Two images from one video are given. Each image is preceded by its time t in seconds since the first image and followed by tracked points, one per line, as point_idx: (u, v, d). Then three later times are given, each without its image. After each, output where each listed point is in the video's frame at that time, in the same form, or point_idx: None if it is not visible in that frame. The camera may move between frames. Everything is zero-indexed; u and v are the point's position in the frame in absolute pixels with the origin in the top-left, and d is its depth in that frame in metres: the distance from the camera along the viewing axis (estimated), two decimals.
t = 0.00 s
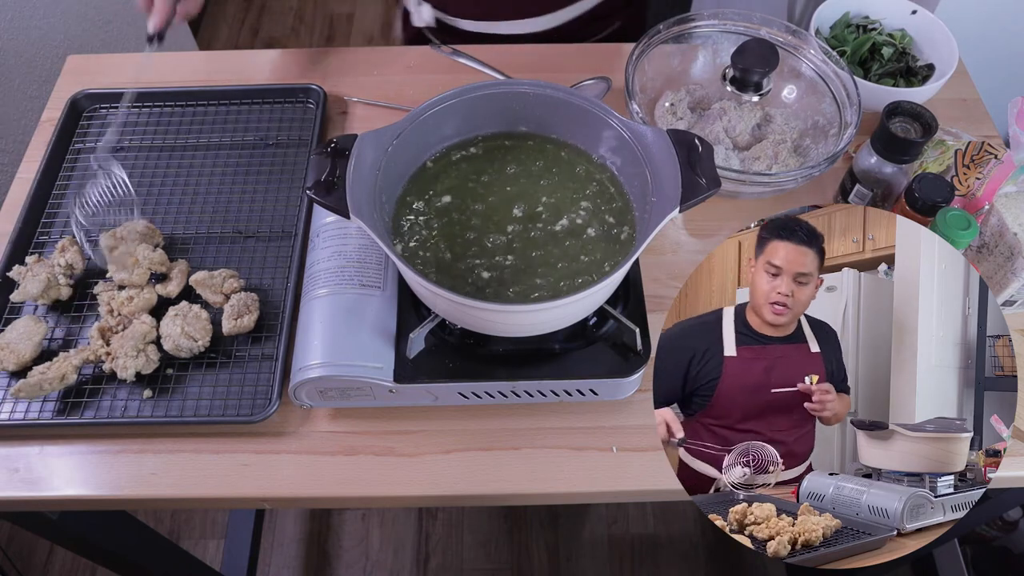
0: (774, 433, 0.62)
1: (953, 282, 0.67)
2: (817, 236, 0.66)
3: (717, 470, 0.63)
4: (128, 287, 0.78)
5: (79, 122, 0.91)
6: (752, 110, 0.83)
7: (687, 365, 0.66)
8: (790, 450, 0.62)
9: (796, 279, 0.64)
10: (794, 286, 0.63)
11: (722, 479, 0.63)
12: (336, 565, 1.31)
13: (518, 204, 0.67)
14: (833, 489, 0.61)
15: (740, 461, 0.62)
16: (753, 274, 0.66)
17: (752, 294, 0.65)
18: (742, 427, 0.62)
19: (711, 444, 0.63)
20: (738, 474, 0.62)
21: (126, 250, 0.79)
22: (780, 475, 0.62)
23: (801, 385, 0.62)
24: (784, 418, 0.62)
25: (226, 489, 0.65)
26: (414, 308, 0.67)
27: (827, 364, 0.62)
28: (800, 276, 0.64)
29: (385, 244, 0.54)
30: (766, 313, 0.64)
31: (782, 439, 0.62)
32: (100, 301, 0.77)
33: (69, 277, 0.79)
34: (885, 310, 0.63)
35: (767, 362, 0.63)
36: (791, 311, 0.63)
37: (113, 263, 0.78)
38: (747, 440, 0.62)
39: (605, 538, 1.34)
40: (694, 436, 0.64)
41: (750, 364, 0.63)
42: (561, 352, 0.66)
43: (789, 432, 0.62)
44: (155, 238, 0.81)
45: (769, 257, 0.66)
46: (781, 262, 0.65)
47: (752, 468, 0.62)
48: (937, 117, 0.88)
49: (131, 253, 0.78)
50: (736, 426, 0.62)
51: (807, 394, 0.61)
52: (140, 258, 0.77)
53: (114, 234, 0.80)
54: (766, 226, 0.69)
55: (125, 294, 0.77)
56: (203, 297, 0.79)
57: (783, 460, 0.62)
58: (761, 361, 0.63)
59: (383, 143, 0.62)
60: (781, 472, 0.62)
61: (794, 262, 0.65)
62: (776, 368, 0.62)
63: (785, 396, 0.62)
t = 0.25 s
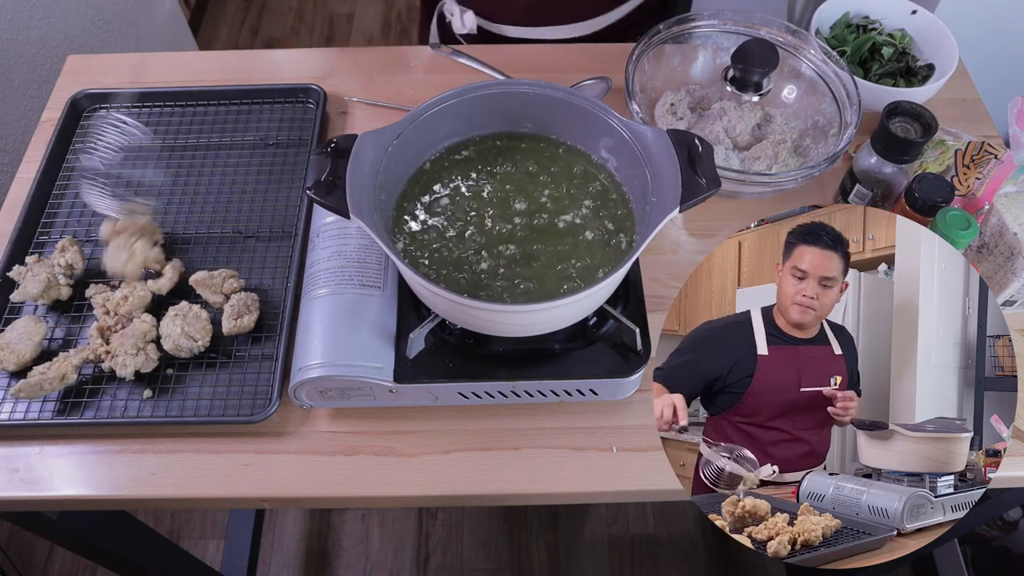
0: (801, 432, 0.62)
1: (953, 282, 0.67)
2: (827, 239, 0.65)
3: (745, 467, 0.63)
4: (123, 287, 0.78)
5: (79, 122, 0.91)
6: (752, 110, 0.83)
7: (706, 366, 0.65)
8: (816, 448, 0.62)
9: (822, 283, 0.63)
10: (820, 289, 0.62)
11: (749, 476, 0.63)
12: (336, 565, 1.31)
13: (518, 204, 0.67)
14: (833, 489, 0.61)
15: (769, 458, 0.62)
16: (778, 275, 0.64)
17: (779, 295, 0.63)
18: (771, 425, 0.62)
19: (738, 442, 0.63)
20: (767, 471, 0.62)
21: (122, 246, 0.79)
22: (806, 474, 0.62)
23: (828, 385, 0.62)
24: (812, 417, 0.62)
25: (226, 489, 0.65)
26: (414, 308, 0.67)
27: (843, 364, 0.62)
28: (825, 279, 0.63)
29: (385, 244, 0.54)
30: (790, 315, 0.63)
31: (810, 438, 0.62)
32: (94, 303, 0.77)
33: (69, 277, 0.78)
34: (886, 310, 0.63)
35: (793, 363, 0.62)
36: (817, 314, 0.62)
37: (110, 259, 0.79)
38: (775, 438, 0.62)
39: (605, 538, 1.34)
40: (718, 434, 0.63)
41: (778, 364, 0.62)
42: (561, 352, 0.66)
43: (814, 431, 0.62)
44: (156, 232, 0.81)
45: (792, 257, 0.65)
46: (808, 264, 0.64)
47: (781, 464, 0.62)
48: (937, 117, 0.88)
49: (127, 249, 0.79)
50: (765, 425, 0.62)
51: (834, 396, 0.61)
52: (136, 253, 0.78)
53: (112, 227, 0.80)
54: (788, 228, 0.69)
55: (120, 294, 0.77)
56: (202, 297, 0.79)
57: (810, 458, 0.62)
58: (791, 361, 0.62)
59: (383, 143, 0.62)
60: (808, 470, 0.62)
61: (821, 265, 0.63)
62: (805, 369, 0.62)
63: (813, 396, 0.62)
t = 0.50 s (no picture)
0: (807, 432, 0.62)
1: (953, 282, 0.67)
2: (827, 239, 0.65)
3: (749, 466, 0.62)
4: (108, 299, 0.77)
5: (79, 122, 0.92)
6: (752, 110, 0.83)
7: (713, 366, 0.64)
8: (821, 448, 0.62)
9: (828, 282, 0.63)
10: (824, 289, 0.62)
11: (752, 476, 0.62)
12: (336, 565, 1.31)
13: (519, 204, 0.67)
14: (834, 489, 0.61)
15: (774, 457, 0.62)
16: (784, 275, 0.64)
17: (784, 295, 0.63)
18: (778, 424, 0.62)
19: (745, 442, 0.62)
20: (771, 470, 0.62)
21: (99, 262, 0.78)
22: (810, 474, 0.62)
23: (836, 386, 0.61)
24: (818, 418, 0.61)
25: (226, 489, 0.65)
26: (414, 308, 0.67)
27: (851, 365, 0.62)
28: (830, 279, 0.63)
29: (385, 244, 0.54)
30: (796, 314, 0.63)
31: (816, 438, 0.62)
32: (83, 318, 0.75)
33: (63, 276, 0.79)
34: (886, 311, 0.63)
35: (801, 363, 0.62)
36: (822, 314, 0.62)
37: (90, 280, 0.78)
38: (781, 437, 0.62)
39: (605, 537, 1.34)
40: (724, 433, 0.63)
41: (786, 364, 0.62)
42: (561, 352, 0.66)
43: (820, 431, 0.62)
44: (141, 242, 0.81)
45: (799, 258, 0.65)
46: (813, 265, 0.64)
47: (786, 463, 0.62)
48: (937, 117, 0.88)
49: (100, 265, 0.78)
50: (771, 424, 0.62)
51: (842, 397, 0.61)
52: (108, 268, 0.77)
53: (94, 249, 0.80)
54: (788, 228, 0.69)
55: (108, 306, 0.75)
56: (201, 297, 0.78)
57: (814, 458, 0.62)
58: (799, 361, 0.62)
59: (383, 143, 0.62)
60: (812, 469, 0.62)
61: (827, 266, 0.63)
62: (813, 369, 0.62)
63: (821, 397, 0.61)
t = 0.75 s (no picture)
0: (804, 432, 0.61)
1: (953, 282, 0.67)
2: (826, 237, 0.66)
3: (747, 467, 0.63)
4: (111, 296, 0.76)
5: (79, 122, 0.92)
6: (752, 110, 0.83)
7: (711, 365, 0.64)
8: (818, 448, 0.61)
9: (829, 281, 0.63)
10: (825, 288, 0.63)
11: (750, 476, 0.63)
12: (336, 565, 1.31)
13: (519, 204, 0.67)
14: (833, 489, 0.61)
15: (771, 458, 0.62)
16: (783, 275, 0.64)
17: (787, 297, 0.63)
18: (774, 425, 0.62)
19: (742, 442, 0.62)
20: (768, 470, 0.62)
21: (103, 259, 0.77)
22: (808, 474, 0.62)
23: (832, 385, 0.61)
24: (816, 418, 0.61)
25: (227, 489, 0.65)
26: (414, 308, 0.67)
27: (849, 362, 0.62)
28: (831, 277, 0.63)
29: (385, 244, 0.54)
30: (800, 316, 0.63)
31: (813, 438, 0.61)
32: (83, 317, 0.75)
33: (63, 276, 0.79)
34: (886, 311, 0.63)
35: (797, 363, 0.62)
36: (822, 313, 0.62)
37: (93, 274, 0.77)
38: (778, 437, 0.62)
39: (605, 537, 1.34)
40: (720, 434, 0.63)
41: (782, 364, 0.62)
42: (561, 352, 0.66)
43: (818, 431, 0.61)
44: (148, 242, 0.81)
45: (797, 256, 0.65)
46: (813, 263, 0.64)
47: (783, 464, 0.62)
48: (937, 117, 0.88)
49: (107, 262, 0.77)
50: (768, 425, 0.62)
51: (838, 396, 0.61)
52: (113, 267, 0.76)
53: (96, 243, 0.79)
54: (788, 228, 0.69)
55: (108, 305, 0.75)
56: (201, 297, 0.78)
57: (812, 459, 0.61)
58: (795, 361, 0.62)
59: (383, 142, 0.62)
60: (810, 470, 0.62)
61: (825, 263, 0.63)
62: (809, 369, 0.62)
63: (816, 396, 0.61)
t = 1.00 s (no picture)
0: (796, 430, 0.62)
1: (953, 282, 0.67)
2: (822, 237, 0.67)
3: (740, 466, 0.63)
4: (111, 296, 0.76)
5: (79, 123, 0.92)
6: (752, 110, 0.83)
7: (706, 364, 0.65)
8: (813, 447, 0.62)
9: (830, 280, 0.64)
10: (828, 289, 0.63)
11: (744, 476, 0.63)
12: (336, 565, 1.31)
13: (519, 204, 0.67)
14: (833, 489, 0.61)
15: (764, 457, 0.63)
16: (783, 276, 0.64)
17: (794, 300, 0.63)
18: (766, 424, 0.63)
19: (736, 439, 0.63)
20: (762, 470, 0.62)
21: (104, 259, 0.77)
22: (804, 473, 0.62)
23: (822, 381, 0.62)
24: (810, 414, 0.62)
25: (227, 489, 0.65)
26: (414, 308, 0.67)
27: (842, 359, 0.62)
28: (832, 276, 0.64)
29: (385, 244, 0.54)
30: (810, 317, 0.63)
31: (805, 436, 0.62)
32: (83, 317, 0.75)
33: (62, 276, 0.79)
34: (885, 311, 0.63)
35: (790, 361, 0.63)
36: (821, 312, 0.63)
37: (92, 274, 0.77)
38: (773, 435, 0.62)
39: (605, 537, 1.34)
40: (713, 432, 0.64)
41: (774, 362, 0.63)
42: (561, 352, 0.66)
43: (812, 429, 0.62)
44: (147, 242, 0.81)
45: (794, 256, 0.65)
46: (813, 263, 0.64)
47: (777, 463, 0.62)
48: (937, 117, 0.88)
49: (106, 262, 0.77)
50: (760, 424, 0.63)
51: (829, 393, 0.62)
52: (113, 268, 0.76)
53: (96, 243, 0.79)
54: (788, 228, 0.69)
55: (108, 305, 0.75)
56: (201, 297, 0.78)
57: (806, 457, 0.62)
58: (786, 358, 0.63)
59: (383, 142, 0.62)
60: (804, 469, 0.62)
61: (822, 263, 0.64)
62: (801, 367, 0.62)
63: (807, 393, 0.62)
